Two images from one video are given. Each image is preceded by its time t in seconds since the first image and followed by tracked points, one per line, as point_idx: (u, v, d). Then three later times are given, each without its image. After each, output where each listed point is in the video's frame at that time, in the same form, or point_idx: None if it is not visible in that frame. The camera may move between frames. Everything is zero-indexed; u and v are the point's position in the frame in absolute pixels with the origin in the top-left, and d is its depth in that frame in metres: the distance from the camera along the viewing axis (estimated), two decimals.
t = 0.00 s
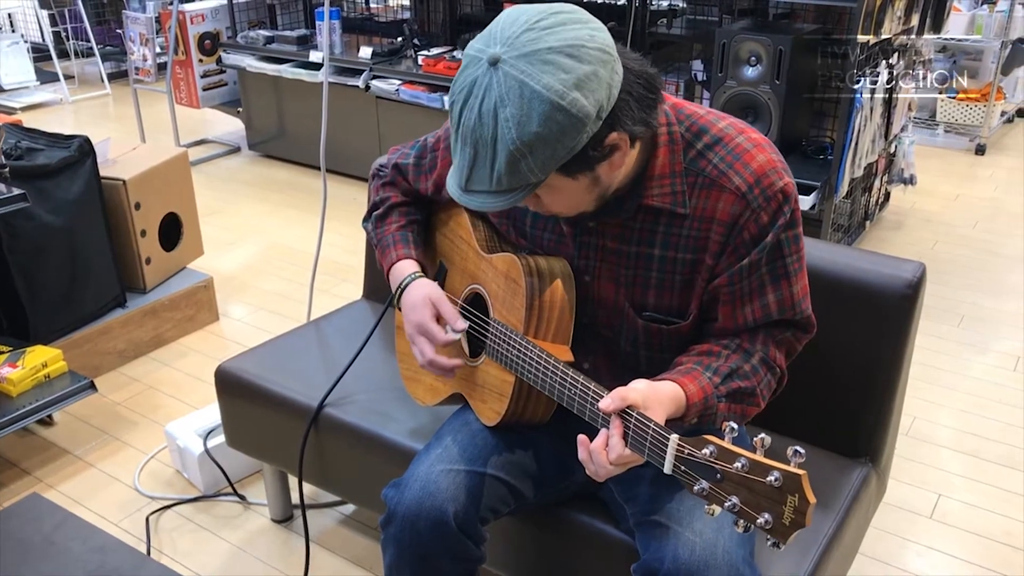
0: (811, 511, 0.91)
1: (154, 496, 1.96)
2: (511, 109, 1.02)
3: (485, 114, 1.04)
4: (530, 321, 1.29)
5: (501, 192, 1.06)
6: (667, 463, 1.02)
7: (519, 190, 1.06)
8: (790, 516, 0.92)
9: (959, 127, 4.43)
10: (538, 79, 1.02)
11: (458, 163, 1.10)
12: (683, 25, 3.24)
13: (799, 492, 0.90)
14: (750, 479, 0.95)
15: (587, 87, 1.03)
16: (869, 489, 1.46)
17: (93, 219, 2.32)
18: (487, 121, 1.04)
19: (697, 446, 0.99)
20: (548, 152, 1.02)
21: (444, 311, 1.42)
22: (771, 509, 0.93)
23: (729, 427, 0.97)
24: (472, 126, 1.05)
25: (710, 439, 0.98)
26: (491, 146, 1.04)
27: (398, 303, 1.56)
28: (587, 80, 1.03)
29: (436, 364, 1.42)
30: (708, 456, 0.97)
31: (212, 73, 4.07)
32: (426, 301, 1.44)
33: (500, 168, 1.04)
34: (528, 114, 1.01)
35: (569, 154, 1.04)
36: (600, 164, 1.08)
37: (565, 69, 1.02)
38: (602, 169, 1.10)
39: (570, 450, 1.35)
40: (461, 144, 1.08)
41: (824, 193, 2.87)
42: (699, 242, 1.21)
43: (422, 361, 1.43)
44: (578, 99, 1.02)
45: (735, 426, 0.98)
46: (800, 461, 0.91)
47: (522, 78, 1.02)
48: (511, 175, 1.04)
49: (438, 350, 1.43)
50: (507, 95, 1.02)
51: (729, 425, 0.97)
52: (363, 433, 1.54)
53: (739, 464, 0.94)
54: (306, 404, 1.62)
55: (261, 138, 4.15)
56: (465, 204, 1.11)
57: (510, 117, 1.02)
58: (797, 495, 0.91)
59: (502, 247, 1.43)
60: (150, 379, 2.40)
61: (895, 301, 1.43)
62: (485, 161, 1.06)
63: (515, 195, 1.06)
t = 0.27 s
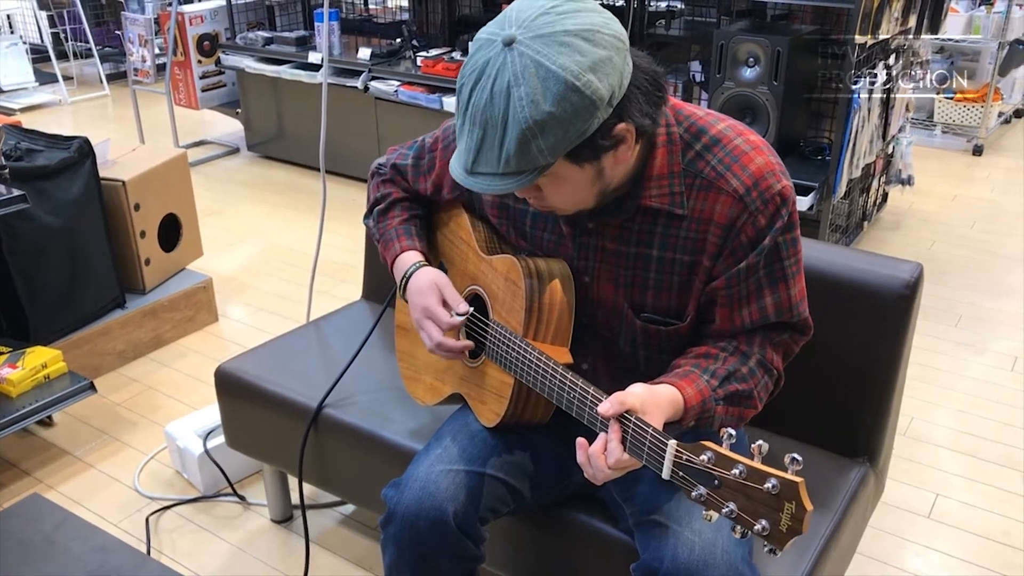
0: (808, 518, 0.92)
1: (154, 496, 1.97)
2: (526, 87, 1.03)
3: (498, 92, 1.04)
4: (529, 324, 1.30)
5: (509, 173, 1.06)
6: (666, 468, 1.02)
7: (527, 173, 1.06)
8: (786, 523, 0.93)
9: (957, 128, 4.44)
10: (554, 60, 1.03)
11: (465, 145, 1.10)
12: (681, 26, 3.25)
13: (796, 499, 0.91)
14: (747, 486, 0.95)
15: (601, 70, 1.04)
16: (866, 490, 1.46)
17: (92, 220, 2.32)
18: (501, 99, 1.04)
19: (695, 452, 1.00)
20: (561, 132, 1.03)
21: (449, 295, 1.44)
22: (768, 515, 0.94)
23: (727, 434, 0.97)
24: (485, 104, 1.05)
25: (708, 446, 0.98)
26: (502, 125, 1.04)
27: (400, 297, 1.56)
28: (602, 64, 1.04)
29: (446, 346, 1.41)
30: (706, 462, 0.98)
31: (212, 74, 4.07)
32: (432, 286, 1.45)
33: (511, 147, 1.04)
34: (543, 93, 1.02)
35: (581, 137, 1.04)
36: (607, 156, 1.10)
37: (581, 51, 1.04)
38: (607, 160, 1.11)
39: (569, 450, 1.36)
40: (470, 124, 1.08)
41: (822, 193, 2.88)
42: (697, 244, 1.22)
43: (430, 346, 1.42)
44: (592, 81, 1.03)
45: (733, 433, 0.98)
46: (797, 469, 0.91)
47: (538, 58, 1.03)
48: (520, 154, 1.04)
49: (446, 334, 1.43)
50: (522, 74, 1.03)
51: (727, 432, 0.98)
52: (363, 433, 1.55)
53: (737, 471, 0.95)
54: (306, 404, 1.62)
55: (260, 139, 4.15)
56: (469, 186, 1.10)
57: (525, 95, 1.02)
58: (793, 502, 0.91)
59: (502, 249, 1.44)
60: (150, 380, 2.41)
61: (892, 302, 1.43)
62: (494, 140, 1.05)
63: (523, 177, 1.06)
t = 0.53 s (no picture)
0: (802, 514, 0.92)
1: (152, 496, 1.97)
2: (561, 71, 1.02)
3: (531, 82, 1.03)
4: (526, 321, 1.30)
5: (556, 163, 1.04)
6: (661, 466, 1.03)
7: (573, 159, 1.04)
8: (781, 519, 0.93)
9: (954, 128, 4.45)
10: (582, 40, 1.04)
11: (499, 147, 1.06)
12: (679, 27, 3.25)
13: (790, 496, 0.91)
14: (742, 483, 0.95)
15: (626, 44, 1.06)
16: (863, 488, 1.47)
17: (91, 220, 2.32)
18: (535, 89, 1.02)
19: (690, 450, 1.00)
20: (604, 108, 1.03)
21: (434, 328, 1.45)
22: (763, 512, 0.94)
23: (722, 431, 0.98)
24: (518, 98, 1.03)
25: (702, 444, 0.99)
26: (542, 113, 1.02)
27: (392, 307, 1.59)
28: (625, 38, 1.07)
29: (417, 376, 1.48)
30: (701, 460, 0.98)
31: (210, 74, 4.07)
32: (418, 314, 1.46)
33: (557, 133, 1.02)
34: (580, 73, 1.02)
35: (618, 114, 1.05)
36: (635, 133, 1.10)
37: (603, 29, 1.06)
38: (632, 141, 1.11)
39: (567, 448, 1.36)
40: (502, 123, 1.05)
41: (819, 193, 2.88)
42: (695, 244, 1.22)
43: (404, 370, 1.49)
44: (623, 54, 1.05)
45: (728, 431, 0.99)
46: (791, 466, 0.92)
47: (565, 42, 1.04)
48: (568, 138, 1.02)
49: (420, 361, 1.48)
50: (552, 59, 1.03)
51: (722, 429, 0.98)
52: (361, 432, 1.55)
53: (731, 468, 0.95)
54: (304, 404, 1.63)
55: (259, 140, 4.15)
56: (510, 188, 1.06)
57: (562, 79, 1.02)
58: (787, 499, 0.92)
59: (499, 248, 1.44)
60: (148, 380, 2.41)
61: (889, 302, 1.44)
62: (534, 132, 1.03)
63: (570, 164, 1.04)
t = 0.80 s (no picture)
0: (802, 514, 0.93)
1: (152, 496, 1.97)
2: (574, 53, 1.03)
3: (546, 69, 1.03)
4: (527, 321, 1.31)
5: (582, 144, 1.04)
6: (661, 465, 1.03)
7: (598, 138, 1.05)
8: (781, 519, 0.94)
9: (951, 128, 4.45)
10: (587, 21, 1.05)
11: (520, 140, 1.06)
12: (677, 27, 3.26)
13: (790, 496, 0.92)
14: (742, 483, 0.96)
15: (629, 22, 1.08)
16: (862, 486, 1.47)
17: (90, 221, 2.32)
18: (551, 75, 1.03)
19: (690, 449, 1.00)
20: (620, 83, 1.04)
21: (450, 314, 1.43)
22: (763, 511, 0.95)
23: (722, 431, 0.98)
24: (535, 86, 1.03)
25: (702, 444, 0.99)
26: (562, 98, 1.03)
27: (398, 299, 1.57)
28: (626, 16, 1.09)
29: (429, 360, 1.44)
30: (701, 459, 0.99)
31: (208, 75, 4.07)
32: (436, 297, 1.45)
33: (580, 114, 1.02)
34: (593, 52, 1.03)
35: (633, 89, 1.06)
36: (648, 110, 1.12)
37: (604, 10, 1.08)
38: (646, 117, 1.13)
39: (567, 447, 1.36)
40: (521, 115, 1.05)
41: (817, 193, 2.89)
42: (695, 244, 1.23)
43: (417, 354, 1.44)
44: (629, 30, 1.07)
45: (728, 430, 0.99)
46: (791, 466, 0.92)
47: (572, 26, 1.05)
48: (592, 117, 1.03)
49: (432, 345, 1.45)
50: (562, 43, 1.03)
51: (722, 429, 0.99)
52: (362, 432, 1.55)
53: (731, 468, 0.95)
54: (305, 404, 1.63)
55: (257, 140, 4.15)
56: (538, 177, 1.06)
57: (576, 60, 1.02)
58: (787, 499, 0.92)
59: (499, 248, 1.45)
60: (148, 381, 2.41)
61: (888, 301, 1.44)
62: (556, 116, 1.03)
63: (596, 143, 1.04)
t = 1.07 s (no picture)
0: (803, 517, 0.93)
1: (152, 497, 1.97)
2: (575, 48, 1.03)
3: (547, 64, 1.03)
4: (528, 322, 1.31)
5: (586, 137, 1.04)
6: (663, 467, 1.03)
7: (601, 131, 1.05)
8: (781, 522, 0.94)
9: (949, 129, 4.46)
10: (587, 17, 1.06)
11: (523, 136, 1.06)
12: (675, 28, 3.27)
13: (791, 499, 0.92)
14: (743, 485, 0.96)
15: (627, 18, 1.09)
16: (861, 486, 1.48)
17: (89, 222, 2.32)
18: (553, 70, 1.03)
19: (692, 452, 1.01)
20: (622, 77, 1.05)
21: (452, 251, 1.44)
22: (763, 514, 0.95)
23: (723, 434, 0.99)
24: (537, 82, 1.04)
25: (704, 446, 0.99)
26: (565, 93, 1.03)
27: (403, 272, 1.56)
28: (624, 13, 1.10)
29: (455, 298, 1.40)
30: (703, 462, 0.99)
31: (206, 77, 4.07)
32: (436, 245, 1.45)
33: (583, 108, 1.03)
34: (594, 47, 1.04)
35: (634, 84, 1.07)
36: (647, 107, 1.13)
37: (603, 7, 1.09)
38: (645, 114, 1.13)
39: (567, 447, 1.37)
40: (524, 111, 1.05)
41: (816, 194, 2.90)
42: (695, 245, 1.23)
43: (437, 301, 1.42)
44: (628, 26, 1.08)
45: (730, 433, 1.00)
46: (792, 469, 0.92)
47: (572, 23, 1.05)
48: (595, 111, 1.03)
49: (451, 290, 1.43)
50: (563, 39, 1.04)
51: (724, 432, 0.99)
52: (362, 432, 1.56)
53: (732, 471, 0.96)
54: (304, 404, 1.63)
55: (256, 141, 4.15)
56: (542, 172, 1.05)
57: (577, 55, 1.03)
58: (788, 502, 0.93)
59: (500, 248, 1.45)
60: (147, 382, 2.41)
61: (887, 301, 1.45)
62: (559, 111, 1.03)
63: (599, 137, 1.05)
